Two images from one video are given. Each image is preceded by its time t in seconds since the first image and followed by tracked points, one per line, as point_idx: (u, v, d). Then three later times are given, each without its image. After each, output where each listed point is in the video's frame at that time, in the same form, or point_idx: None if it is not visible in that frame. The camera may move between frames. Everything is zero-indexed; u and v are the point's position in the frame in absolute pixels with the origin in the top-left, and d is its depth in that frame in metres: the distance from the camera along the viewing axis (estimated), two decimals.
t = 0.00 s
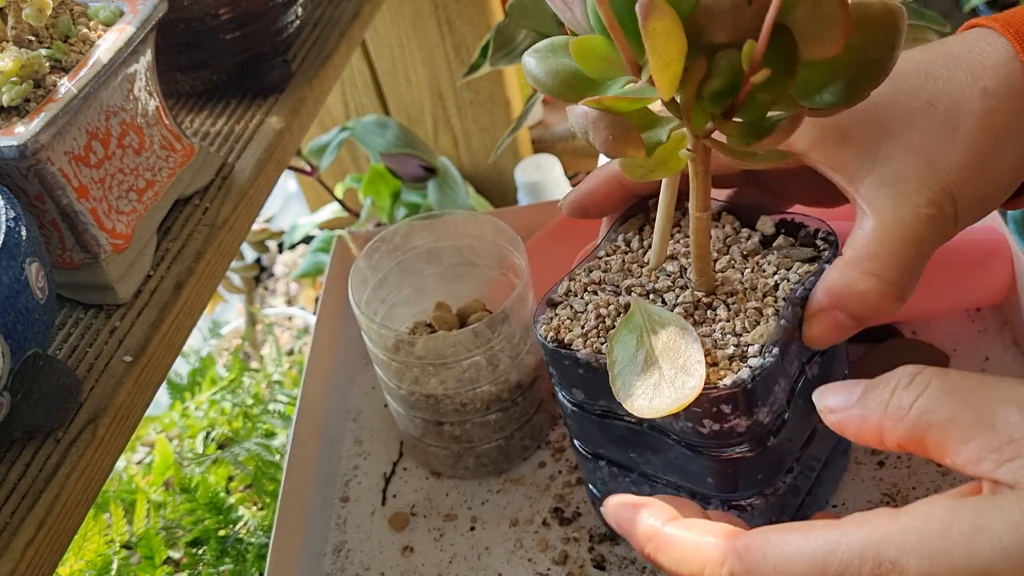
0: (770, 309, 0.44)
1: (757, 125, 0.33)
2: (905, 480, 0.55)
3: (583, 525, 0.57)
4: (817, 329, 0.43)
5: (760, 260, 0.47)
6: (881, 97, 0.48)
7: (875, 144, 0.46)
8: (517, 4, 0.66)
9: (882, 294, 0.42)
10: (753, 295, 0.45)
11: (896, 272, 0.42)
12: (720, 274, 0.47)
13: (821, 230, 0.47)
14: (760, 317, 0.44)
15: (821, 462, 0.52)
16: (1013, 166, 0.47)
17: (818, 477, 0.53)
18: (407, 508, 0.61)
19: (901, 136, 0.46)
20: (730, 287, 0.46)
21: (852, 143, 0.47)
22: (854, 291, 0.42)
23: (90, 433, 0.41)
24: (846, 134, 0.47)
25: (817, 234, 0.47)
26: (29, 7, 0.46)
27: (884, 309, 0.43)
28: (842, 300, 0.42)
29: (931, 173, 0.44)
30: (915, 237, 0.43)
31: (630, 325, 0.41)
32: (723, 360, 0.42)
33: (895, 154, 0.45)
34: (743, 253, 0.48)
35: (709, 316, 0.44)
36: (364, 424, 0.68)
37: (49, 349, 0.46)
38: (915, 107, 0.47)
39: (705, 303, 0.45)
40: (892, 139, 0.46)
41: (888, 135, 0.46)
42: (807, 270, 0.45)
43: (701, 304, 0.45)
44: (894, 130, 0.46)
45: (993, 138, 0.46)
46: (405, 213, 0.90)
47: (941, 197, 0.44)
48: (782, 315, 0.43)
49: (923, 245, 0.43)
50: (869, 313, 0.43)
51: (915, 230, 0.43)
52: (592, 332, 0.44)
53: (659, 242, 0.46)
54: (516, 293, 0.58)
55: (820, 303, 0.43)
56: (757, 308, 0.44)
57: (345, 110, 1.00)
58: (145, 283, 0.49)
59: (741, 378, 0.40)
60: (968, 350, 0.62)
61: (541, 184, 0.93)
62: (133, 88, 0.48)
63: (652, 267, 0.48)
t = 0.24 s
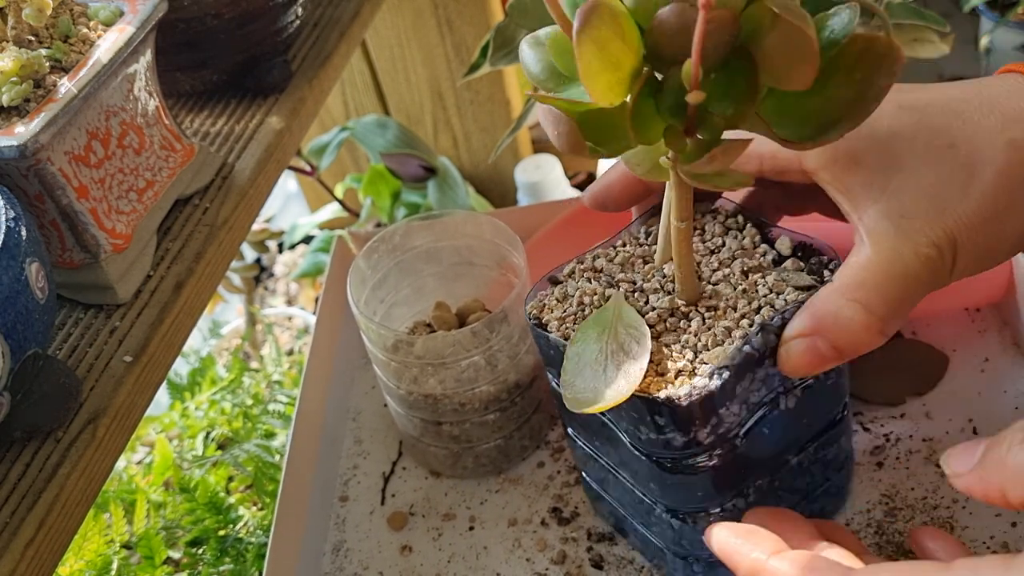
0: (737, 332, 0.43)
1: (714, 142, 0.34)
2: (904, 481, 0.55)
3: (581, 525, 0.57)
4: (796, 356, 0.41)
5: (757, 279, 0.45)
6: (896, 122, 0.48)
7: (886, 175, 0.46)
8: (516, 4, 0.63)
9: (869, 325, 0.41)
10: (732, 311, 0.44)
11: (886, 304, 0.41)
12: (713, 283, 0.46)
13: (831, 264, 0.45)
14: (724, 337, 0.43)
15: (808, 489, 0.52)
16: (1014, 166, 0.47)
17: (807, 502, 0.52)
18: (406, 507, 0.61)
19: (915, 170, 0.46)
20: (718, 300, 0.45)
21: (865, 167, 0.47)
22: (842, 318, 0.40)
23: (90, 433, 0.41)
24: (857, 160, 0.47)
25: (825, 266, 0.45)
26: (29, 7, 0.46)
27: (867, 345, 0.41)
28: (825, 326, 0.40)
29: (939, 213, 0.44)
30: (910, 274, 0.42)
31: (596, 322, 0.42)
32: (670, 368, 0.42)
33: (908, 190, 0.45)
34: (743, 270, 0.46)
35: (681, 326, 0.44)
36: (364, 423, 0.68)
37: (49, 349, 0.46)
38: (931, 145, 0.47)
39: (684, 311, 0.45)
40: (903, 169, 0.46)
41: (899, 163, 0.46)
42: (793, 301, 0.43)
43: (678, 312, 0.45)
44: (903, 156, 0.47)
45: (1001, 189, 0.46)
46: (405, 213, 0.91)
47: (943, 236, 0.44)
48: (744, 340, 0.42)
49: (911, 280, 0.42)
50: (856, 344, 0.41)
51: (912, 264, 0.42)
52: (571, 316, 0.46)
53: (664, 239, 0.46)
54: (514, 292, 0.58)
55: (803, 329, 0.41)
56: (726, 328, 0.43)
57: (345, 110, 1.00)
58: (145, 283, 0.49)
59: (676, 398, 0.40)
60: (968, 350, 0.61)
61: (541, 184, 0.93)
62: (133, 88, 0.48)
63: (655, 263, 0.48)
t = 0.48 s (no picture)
0: (698, 342, 0.43)
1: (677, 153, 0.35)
2: (905, 481, 0.55)
3: (581, 525, 0.57)
4: (779, 384, 0.40)
5: (750, 296, 0.45)
6: (924, 153, 0.51)
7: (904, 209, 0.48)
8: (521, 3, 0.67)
9: (855, 352, 0.42)
10: (707, 321, 0.44)
11: (873, 333, 0.42)
12: (710, 288, 0.46)
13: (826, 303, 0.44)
14: (684, 344, 0.43)
15: (771, 510, 0.50)
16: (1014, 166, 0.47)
17: (768, 523, 0.51)
18: (406, 506, 0.61)
19: (931, 210, 0.48)
20: (705, 309, 0.45)
21: (882, 198, 0.49)
22: (829, 343, 0.41)
23: (90, 433, 0.41)
24: (877, 189, 0.49)
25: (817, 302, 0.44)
26: (29, 7, 0.46)
27: (851, 370, 0.42)
28: (814, 348, 0.40)
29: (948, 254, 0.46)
30: (903, 311, 0.44)
31: (578, 296, 0.43)
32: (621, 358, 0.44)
33: (920, 226, 0.47)
34: (742, 285, 0.46)
35: (653, 323, 0.45)
36: (364, 422, 0.68)
37: (49, 349, 0.46)
38: (958, 187, 0.49)
39: (664, 307, 0.46)
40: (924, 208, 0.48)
41: (921, 200, 0.48)
42: (762, 329, 0.43)
43: (659, 306, 0.46)
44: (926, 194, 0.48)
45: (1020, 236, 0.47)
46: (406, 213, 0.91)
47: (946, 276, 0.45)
48: (698, 351, 0.42)
49: (897, 312, 0.43)
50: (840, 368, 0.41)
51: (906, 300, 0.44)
52: (568, 284, 0.47)
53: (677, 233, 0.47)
54: (516, 292, 0.57)
55: (790, 351, 0.40)
56: (692, 334, 0.44)
57: (345, 109, 1.00)
58: (145, 282, 0.49)
59: (608, 382, 0.42)
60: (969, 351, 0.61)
61: (542, 184, 0.93)
62: (133, 88, 0.48)
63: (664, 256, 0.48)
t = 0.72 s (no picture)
0: (693, 351, 0.43)
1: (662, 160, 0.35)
2: (903, 485, 0.54)
3: (579, 527, 0.57)
4: (810, 420, 0.42)
5: (744, 304, 0.44)
6: (948, 182, 0.49)
7: (935, 239, 0.48)
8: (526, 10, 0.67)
9: (889, 387, 0.43)
10: (700, 329, 0.44)
11: (908, 367, 0.43)
12: (705, 294, 0.45)
13: (820, 312, 0.42)
14: (677, 352, 0.43)
15: (766, 514, 0.49)
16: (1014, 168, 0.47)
17: (764, 527, 0.50)
18: (405, 507, 0.61)
19: (962, 240, 0.47)
20: (699, 317, 0.44)
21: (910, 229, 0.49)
22: (859, 378, 0.42)
23: (90, 433, 0.41)
24: (903, 220, 0.49)
25: (811, 310, 0.43)
26: (29, 7, 0.46)
27: (886, 404, 0.43)
28: (844, 384, 0.42)
29: (981, 281, 0.45)
30: (941, 343, 0.44)
31: (574, 299, 0.43)
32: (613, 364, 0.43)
33: (950, 256, 0.47)
34: (736, 292, 0.45)
35: (648, 329, 0.45)
36: (363, 422, 0.68)
37: (49, 349, 0.46)
38: (985, 213, 0.48)
39: (658, 312, 0.45)
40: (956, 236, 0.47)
41: (952, 228, 0.48)
42: (754, 340, 0.42)
43: (654, 311, 0.45)
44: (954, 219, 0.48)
45: None
46: (406, 213, 0.91)
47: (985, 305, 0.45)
48: (690, 362, 0.41)
49: (933, 344, 0.44)
50: (873, 402, 0.42)
51: (943, 330, 0.44)
52: (565, 287, 0.47)
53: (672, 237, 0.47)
54: (514, 293, 0.57)
55: (820, 389, 0.42)
56: (686, 342, 0.43)
57: (345, 110, 1.00)
58: (145, 282, 0.49)
59: (599, 389, 0.41)
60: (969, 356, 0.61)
61: (541, 184, 0.93)
62: (134, 88, 0.48)
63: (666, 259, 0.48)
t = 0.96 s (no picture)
0: (654, 359, 0.42)
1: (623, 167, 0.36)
2: (901, 487, 0.54)
3: (577, 527, 0.57)
4: (768, 439, 0.42)
5: (721, 317, 0.43)
6: (949, 222, 0.48)
7: (926, 274, 0.47)
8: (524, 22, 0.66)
9: (843, 415, 0.44)
10: (670, 337, 0.43)
11: (866, 398, 0.44)
12: (687, 302, 0.45)
13: (792, 336, 0.41)
14: (641, 357, 0.42)
15: (726, 528, 0.49)
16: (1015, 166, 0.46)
17: (725, 542, 0.50)
18: (404, 506, 0.61)
19: (947, 280, 0.46)
20: (673, 324, 0.44)
21: (906, 259, 0.47)
22: (818, 405, 0.43)
23: (90, 433, 0.41)
24: (901, 251, 0.47)
25: (784, 333, 0.42)
26: (29, 7, 0.46)
27: (836, 430, 0.44)
28: (805, 411, 0.43)
29: (955, 328, 0.45)
30: (902, 379, 0.45)
31: (559, 290, 0.44)
32: (575, 358, 0.43)
33: (934, 294, 0.46)
34: (717, 305, 0.44)
35: (620, 329, 0.45)
36: (363, 421, 0.68)
37: (49, 349, 0.46)
38: (979, 260, 0.47)
39: (635, 314, 0.45)
40: (945, 276, 0.46)
41: (942, 268, 0.47)
42: (718, 355, 0.41)
43: (631, 313, 0.45)
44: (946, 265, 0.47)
45: None
46: (406, 213, 0.90)
47: (952, 352, 0.45)
48: (649, 367, 0.41)
49: (893, 383, 0.44)
50: (826, 428, 0.44)
51: (907, 370, 0.45)
52: (559, 274, 0.48)
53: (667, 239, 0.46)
54: (514, 292, 0.56)
55: (781, 409, 0.43)
56: (650, 347, 0.43)
57: (345, 109, 1.00)
58: (145, 282, 0.49)
59: (554, 380, 0.42)
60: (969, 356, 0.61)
61: (541, 184, 0.93)
62: (134, 88, 0.48)
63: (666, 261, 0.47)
